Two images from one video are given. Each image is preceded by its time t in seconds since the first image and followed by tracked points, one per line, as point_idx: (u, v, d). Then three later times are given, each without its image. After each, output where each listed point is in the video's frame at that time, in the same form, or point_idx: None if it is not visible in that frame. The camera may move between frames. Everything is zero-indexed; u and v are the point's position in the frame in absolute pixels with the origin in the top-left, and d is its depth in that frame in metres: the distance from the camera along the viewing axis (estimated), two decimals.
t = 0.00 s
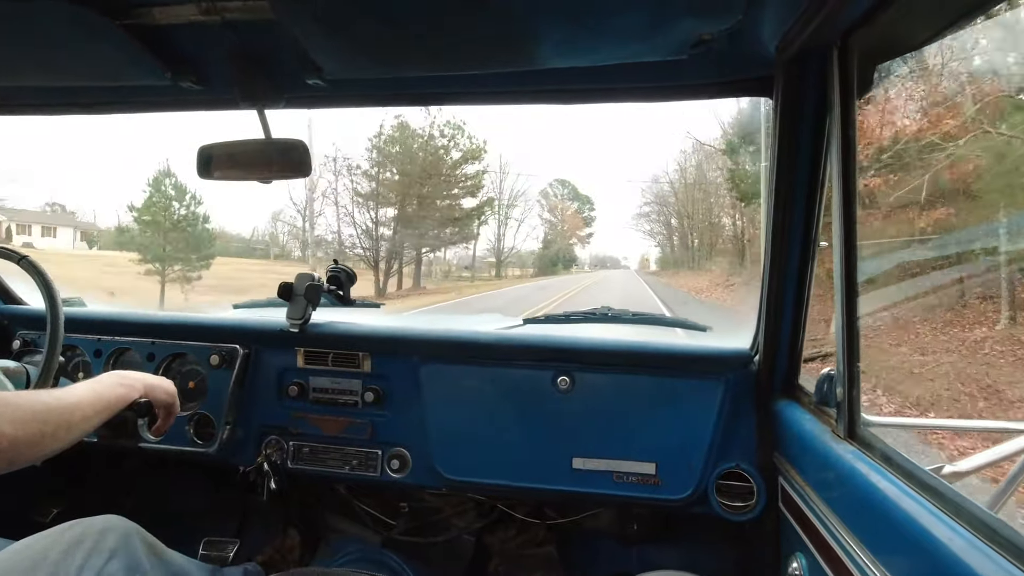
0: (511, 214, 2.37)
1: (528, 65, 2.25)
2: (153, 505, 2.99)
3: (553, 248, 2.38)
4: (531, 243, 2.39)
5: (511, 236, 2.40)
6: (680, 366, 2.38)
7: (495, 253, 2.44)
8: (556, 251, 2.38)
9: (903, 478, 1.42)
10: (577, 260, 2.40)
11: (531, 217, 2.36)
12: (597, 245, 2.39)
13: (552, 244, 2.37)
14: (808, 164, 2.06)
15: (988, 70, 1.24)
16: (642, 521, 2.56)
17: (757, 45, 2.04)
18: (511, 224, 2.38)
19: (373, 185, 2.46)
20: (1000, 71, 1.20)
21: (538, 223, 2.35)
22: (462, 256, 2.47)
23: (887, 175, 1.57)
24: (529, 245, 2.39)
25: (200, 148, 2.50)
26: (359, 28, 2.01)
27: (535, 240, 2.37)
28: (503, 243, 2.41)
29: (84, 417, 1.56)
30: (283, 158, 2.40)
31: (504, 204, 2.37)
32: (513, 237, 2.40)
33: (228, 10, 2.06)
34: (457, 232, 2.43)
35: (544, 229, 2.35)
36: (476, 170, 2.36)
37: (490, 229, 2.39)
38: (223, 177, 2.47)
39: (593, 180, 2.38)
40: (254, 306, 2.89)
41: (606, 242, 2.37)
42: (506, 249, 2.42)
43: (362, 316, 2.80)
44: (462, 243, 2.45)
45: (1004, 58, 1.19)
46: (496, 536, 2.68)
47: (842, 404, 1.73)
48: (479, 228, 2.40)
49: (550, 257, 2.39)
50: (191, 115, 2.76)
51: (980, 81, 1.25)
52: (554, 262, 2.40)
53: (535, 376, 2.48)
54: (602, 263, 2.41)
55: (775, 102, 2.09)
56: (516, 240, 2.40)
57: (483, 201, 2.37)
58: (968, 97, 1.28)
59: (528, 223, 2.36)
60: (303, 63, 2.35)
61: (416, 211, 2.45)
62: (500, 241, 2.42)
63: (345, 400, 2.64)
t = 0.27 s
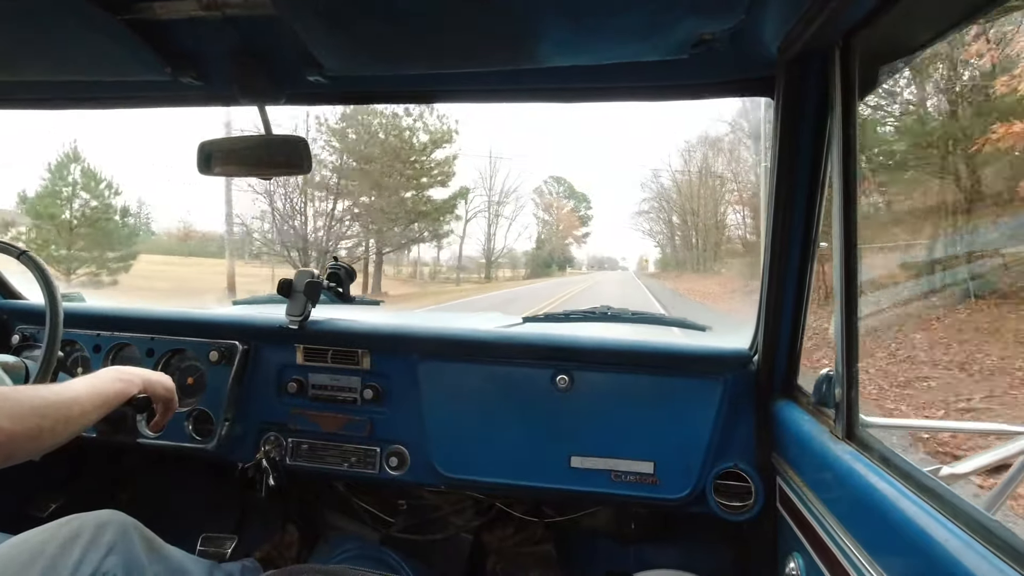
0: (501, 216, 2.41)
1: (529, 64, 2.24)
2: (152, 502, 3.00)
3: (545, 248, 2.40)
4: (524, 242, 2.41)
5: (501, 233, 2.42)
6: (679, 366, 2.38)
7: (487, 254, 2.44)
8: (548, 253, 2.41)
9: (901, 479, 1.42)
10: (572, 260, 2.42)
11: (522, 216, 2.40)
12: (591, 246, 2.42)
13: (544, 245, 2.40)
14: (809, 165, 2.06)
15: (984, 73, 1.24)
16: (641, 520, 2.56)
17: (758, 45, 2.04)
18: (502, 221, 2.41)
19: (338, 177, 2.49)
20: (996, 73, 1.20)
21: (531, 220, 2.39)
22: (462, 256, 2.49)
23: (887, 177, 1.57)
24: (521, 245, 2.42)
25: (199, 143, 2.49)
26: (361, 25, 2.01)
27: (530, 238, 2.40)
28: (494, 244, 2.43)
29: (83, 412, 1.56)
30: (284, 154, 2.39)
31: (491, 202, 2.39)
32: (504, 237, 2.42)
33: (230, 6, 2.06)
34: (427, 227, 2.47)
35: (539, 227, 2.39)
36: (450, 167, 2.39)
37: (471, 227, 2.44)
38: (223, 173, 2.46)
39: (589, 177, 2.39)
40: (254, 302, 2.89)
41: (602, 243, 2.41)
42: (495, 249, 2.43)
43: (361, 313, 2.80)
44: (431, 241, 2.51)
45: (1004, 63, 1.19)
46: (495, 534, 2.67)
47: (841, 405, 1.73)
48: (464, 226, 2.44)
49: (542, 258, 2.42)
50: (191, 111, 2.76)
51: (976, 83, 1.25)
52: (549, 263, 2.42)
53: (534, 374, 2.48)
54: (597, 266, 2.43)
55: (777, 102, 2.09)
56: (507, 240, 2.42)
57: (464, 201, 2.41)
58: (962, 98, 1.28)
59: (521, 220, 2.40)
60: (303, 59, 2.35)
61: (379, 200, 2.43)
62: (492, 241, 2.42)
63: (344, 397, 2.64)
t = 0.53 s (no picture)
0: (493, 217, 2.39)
1: (529, 65, 2.24)
2: (151, 504, 3.00)
3: (539, 248, 2.36)
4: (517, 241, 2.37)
5: (491, 233, 2.38)
6: (679, 367, 2.38)
7: (479, 254, 2.41)
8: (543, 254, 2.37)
9: (901, 479, 1.42)
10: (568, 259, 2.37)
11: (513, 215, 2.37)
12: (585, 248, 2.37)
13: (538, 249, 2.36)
14: (808, 166, 2.06)
15: (981, 73, 1.24)
16: (641, 521, 2.56)
17: (758, 45, 2.04)
18: (493, 220, 2.38)
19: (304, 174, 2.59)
20: (993, 73, 1.20)
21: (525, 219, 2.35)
22: (458, 256, 2.45)
23: (886, 177, 1.57)
24: (513, 246, 2.38)
25: (199, 145, 2.50)
26: (361, 27, 2.01)
27: (525, 236, 2.36)
28: (484, 243, 2.39)
29: (84, 415, 1.56)
30: (284, 156, 2.40)
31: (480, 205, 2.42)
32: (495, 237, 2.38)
33: (228, 7, 2.05)
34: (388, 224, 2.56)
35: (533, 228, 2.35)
36: (424, 170, 2.45)
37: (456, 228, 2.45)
38: (223, 175, 2.47)
39: (586, 175, 2.37)
40: (253, 304, 2.89)
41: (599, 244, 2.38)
42: (485, 249, 2.40)
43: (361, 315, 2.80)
44: (396, 239, 2.59)
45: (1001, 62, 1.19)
46: (495, 535, 2.67)
47: (841, 405, 1.73)
48: (452, 225, 2.46)
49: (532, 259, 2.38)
50: (191, 114, 2.76)
51: (975, 84, 1.25)
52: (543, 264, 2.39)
53: (534, 376, 2.48)
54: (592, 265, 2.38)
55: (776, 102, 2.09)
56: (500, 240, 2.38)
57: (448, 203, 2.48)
58: (964, 100, 1.28)
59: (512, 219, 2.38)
60: (303, 60, 2.35)
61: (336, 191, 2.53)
62: (484, 240, 2.39)
63: (344, 399, 2.64)
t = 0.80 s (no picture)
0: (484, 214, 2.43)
1: (529, 67, 2.25)
2: (150, 508, 2.99)
3: (533, 247, 2.40)
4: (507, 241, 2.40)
5: (481, 229, 2.41)
6: (679, 369, 2.38)
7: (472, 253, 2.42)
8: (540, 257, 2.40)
9: (902, 481, 1.42)
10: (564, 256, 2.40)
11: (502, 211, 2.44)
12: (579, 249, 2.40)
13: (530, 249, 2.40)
14: (808, 168, 2.06)
15: (983, 74, 1.24)
16: (642, 523, 2.56)
17: (758, 47, 2.04)
18: (483, 217, 2.43)
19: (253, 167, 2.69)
20: (995, 74, 1.20)
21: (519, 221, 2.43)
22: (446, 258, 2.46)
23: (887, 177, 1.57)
24: (507, 246, 2.40)
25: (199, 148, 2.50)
26: (361, 30, 2.01)
27: (518, 234, 2.41)
28: (473, 242, 2.41)
29: (85, 418, 1.55)
30: (284, 159, 2.42)
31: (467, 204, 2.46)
32: (487, 236, 2.40)
33: (229, 10, 2.05)
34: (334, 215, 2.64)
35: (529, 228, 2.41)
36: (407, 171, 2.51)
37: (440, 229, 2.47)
38: (223, 178, 2.48)
39: (582, 173, 2.41)
40: (253, 307, 2.89)
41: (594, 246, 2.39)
42: (474, 249, 2.41)
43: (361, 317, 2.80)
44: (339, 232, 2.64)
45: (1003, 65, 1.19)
46: (495, 538, 2.66)
47: (842, 407, 1.73)
48: (436, 222, 2.49)
49: (523, 259, 2.39)
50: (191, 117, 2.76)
51: (975, 85, 1.25)
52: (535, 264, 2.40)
53: (534, 378, 2.48)
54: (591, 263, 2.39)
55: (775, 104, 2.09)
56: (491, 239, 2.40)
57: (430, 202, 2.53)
58: (962, 100, 1.28)
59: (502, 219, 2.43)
60: (304, 63, 2.35)
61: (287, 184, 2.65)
62: (473, 239, 2.41)
63: (344, 401, 2.64)
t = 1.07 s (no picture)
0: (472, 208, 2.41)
1: (530, 69, 2.25)
2: (148, 509, 2.99)
3: (525, 246, 2.40)
4: (495, 237, 2.40)
5: (469, 226, 2.42)
6: (678, 371, 2.38)
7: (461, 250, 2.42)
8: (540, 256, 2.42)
9: (901, 484, 1.41)
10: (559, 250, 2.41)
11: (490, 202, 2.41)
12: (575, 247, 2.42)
13: (520, 251, 2.41)
14: (808, 171, 2.06)
15: (984, 78, 1.25)
16: (641, 526, 2.56)
17: (759, 51, 2.05)
18: (471, 213, 2.41)
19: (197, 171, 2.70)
20: (997, 77, 1.21)
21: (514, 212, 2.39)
22: (433, 256, 2.45)
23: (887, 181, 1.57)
24: (497, 246, 2.41)
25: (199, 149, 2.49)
26: (361, 31, 2.01)
27: (507, 230, 2.39)
28: (461, 240, 2.42)
29: (81, 418, 1.55)
30: (285, 159, 2.42)
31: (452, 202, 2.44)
32: (477, 232, 2.41)
33: (229, 12, 2.06)
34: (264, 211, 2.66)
35: (521, 226, 2.39)
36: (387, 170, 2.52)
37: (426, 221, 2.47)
38: (223, 179, 2.48)
39: (576, 169, 2.43)
40: (252, 308, 2.89)
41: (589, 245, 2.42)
42: (461, 250, 2.42)
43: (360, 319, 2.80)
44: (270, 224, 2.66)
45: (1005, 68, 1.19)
46: (494, 540, 2.67)
47: (841, 410, 1.73)
48: (416, 216, 2.47)
49: (510, 259, 2.43)
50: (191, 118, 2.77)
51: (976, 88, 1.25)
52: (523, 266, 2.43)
53: (534, 380, 2.48)
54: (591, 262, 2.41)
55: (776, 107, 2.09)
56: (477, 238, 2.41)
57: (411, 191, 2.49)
58: (963, 103, 1.28)
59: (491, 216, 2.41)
60: (304, 65, 2.35)
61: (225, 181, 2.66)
62: (461, 236, 2.42)
63: (344, 403, 2.64)
